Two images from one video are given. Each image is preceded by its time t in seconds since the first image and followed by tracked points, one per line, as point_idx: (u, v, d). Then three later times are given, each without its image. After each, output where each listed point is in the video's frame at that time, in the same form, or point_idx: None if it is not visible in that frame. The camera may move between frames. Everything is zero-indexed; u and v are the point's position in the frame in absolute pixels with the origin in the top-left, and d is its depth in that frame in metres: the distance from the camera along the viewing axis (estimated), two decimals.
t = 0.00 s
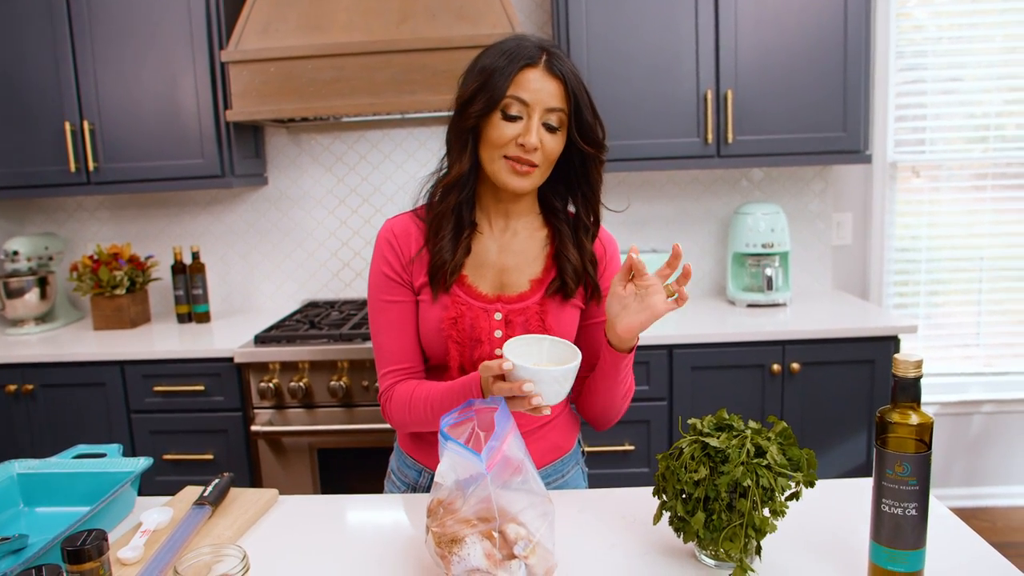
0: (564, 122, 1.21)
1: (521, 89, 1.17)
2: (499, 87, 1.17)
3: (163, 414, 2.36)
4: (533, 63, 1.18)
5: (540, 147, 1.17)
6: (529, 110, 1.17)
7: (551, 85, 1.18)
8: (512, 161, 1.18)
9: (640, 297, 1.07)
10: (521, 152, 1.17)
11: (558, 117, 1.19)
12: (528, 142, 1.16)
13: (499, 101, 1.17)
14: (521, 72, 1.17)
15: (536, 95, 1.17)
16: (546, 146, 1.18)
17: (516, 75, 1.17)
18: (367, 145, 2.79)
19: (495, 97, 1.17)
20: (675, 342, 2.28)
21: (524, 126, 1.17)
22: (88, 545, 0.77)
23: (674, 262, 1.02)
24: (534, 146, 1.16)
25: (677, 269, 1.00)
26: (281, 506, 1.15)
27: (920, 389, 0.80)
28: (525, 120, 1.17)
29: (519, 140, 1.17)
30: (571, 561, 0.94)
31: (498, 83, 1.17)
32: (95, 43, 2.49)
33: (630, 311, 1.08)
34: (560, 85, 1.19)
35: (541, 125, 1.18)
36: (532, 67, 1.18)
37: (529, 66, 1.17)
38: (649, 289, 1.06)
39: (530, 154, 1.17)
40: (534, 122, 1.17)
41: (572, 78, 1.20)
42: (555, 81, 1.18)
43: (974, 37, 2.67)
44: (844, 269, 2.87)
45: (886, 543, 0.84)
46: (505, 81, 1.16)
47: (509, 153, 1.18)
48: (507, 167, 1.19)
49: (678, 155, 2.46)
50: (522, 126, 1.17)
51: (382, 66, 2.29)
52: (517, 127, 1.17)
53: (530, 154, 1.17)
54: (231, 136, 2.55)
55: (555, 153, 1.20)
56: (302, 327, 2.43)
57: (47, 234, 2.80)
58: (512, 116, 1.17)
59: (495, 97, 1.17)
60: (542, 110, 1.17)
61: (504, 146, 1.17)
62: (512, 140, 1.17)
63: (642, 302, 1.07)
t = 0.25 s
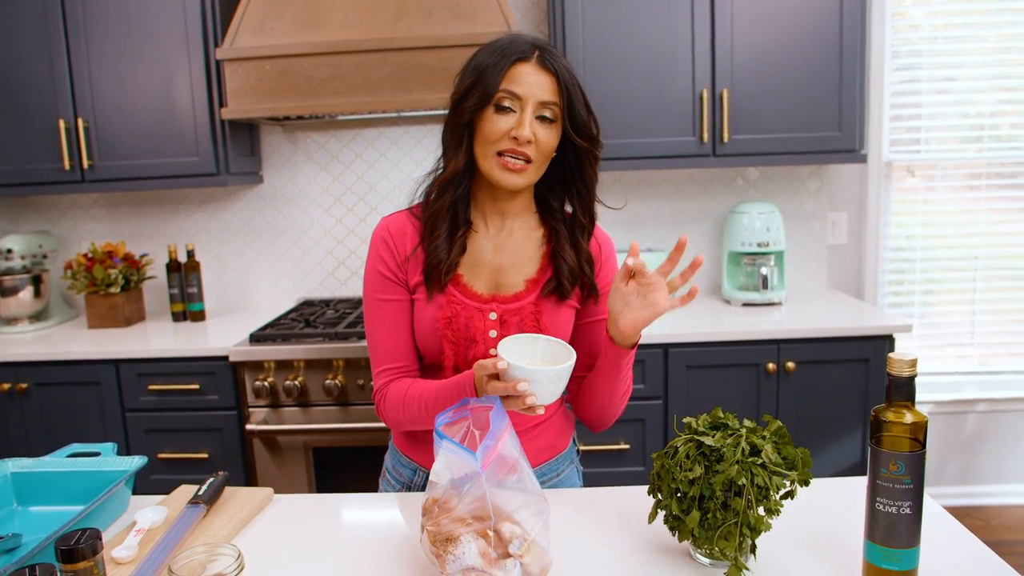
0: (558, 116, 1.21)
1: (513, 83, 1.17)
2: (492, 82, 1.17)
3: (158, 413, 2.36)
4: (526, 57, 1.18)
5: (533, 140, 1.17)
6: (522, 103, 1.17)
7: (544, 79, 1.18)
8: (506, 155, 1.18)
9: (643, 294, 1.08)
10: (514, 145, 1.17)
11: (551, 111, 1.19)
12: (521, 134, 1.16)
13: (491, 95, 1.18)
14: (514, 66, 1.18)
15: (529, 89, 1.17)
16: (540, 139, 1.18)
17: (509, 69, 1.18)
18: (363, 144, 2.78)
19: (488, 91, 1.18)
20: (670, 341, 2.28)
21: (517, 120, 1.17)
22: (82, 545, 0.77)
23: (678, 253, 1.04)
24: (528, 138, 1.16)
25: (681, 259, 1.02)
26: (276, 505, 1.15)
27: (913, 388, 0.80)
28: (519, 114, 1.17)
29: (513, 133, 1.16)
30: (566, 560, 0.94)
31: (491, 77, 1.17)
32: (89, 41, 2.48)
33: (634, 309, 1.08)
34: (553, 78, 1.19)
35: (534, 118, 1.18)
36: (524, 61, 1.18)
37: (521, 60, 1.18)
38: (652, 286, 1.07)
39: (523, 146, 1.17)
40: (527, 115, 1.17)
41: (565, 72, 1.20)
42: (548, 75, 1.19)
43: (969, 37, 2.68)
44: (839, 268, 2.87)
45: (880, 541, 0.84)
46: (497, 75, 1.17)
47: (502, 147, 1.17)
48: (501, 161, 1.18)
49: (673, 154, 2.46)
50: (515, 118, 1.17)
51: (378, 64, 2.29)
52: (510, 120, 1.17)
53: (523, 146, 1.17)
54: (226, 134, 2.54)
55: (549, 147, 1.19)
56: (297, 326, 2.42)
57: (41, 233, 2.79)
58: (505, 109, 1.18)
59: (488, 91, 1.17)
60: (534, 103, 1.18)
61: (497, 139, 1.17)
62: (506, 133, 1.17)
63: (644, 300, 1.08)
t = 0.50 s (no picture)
0: (552, 111, 1.21)
1: (506, 78, 1.18)
2: (485, 78, 1.18)
3: (158, 414, 2.36)
4: (518, 54, 1.19)
5: (527, 133, 1.17)
6: (514, 98, 1.18)
7: (537, 74, 1.18)
8: (500, 150, 1.17)
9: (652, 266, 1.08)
10: (508, 138, 1.16)
11: (545, 105, 1.19)
12: (514, 128, 1.16)
13: (485, 92, 1.18)
14: (506, 63, 1.18)
15: (522, 84, 1.18)
16: (535, 134, 1.18)
17: (501, 66, 1.18)
18: (362, 145, 2.78)
19: (481, 87, 1.18)
20: (670, 342, 2.28)
21: (510, 113, 1.17)
22: (82, 546, 0.77)
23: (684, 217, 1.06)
24: (521, 131, 1.16)
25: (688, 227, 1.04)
26: (276, 506, 1.15)
27: (913, 389, 0.80)
28: (512, 108, 1.18)
29: (506, 127, 1.16)
30: (566, 561, 0.94)
31: (484, 74, 1.18)
32: (88, 43, 2.48)
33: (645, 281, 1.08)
34: (546, 74, 1.19)
35: (528, 113, 1.18)
36: (517, 58, 1.19)
37: (514, 56, 1.18)
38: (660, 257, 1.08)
39: (517, 140, 1.16)
40: (520, 109, 1.17)
41: (558, 68, 1.21)
42: (540, 70, 1.19)
43: (967, 38, 2.68)
44: (838, 269, 2.87)
45: (880, 542, 0.84)
46: (490, 72, 1.18)
47: (496, 141, 1.17)
48: (496, 158, 1.18)
49: (672, 156, 2.46)
50: (508, 113, 1.17)
51: (377, 66, 2.29)
52: (503, 114, 1.17)
53: (517, 140, 1.16)
54: (225, 135, 2.55)
55: (544, 142, 1.19)
56: (297, 328, 2.42)
57: (41, 234, 2.79)
58: (499, 105, 1.18)
59: (481, 88, 1.18)
60: (527, 98, 1.18)
61: (491, 134, 1.17)
62: (499, 127, 1.17)
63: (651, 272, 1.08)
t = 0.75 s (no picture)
0: (555, 114, 1.21)
1: (508, 81, 1.18)
2: (487, 82, 1.18)
3: (163, 418, 2.36)
4: (520, 57, 1.20)
5: (529, 135, 1.17)
6: (517, 100, 1.18)
7: (540, 77, 1.19)
8: (503, 153, 1.18)
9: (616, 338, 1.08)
10: (510, 141, 1.17)
11: (548, 108, 1.20)
12: (516, 130, 1.16)
13: (487, 95, 1.19)
14: (509, 66, 1.19)
15: (524, 87, 1.18)
16: (537, 136, 1.18)
17: (504, 69, 1.19)
18: (366, 149, 2.79)
19: (484, 90, 1.19)
20: (674, 345, 2.28)
21: (512, 116, 1.18)
22: (90, 549, 0.77)
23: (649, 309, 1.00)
24: (523, 134, 1.16)
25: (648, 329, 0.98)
26: (282, 510, 1.15)
27: (919, 392, 0.80)
28: (514, 111, 1.18)
29: (508, 129, 1.17)
30: (572, 565, 0.94)
31: (486, 77, 1.19)
32: (95, 48, 2.50)
33: (605, 349, 1.10)
34: (548, 76, 1.20)
35: (530, 115, 1.18)
36: (519, 61, 1.19)
37: (516, 59, 1.19)
38: (623, 334, 1.06)
39: (519, 142, 1.17)
40: (523, 112, 1.17)
41: (560, 71, 1.21)
42: (543, 73, 1.19)
43: (971, 40, 2.68)
44: (843, 271, 2.87)
45: (886, 545, 0.84)
46: (492, 75, 1.18)
47: (498, 144, 1.17)
48: (498, 160, 1.18)
49: (676, 159, 2.46)
50: (510, 116, 1.18)
51: (382, 69, 2.30)
52: (506, 117, 1.18)
53: (519, 142, 1.17)
54: (230, 139, 2.56)
55: (548, 144, 1.19)
56: (301, 331, 2.43)
57: (47, 238, 2.80)
58: (502, 108, 1.18)
59: (484, 91, 1.19)
60: (530, 100, 1.18)
61: (494, 137, 1.18)
62: (502, 130, 1.17)
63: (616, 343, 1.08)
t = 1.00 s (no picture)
0: (560, 115, 1.21)
1: (512, 83, 1.18)
2: (491, 84, 1.19)
3: (168, 417, 2.37)
4: (524, 58, 1.20)
5: (534, 137, 1.17)
6: (521, 102, 1.18)
7: (544, 78, 1.19)
8: (508, 154, 1.18)
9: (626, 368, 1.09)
10: (516, 143, 1.17)
11: (552, 109, 1.20)
12: (521, 131, 1.16)
13: (492, 97, 1.19)
14: (512, 67, 1.19)
15: (528, 88, 1.18)
16: (542, 137, 1.18)
17: (508, 70, 1.19)
18: (371, 149, 2.80)
19: (489, 92, 1.19)
20: (679, 346, 2.28)
21: (517, 118, 1.18)
22: (94, 548, 0.78)
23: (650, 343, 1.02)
24: (528, 135, 1.16)
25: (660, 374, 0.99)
26: (286, 510, 1.15)
27: (925, 393, 0.80)
28: (519, 112, 1.18)
29: (513, 131, 1.17)
30: (576, 565, 0.94)
31: (490, 79, 1.19)
32: (101, 49, 2.50)
33: (608, 381, 1.12)
34: (552, 77, 1.20)
35: (535, 116, 1.18)
36: (523, 62, 1.19)
37: (520, 60, 1.19)
38: (631, 366, 1.09)
39: (524, 144, 1.17)
40: (527, 113, 1.18)
41: (565, 71, 1.21)
42: (547, 74, 1.19)
43: (978, 41, 2.67)
44: (848, 273, 2.86)
45: (891, 547, 0.84)
46: (496, 77, 1.19)
47: (503, 145, 1.17)
48: (504, 161, 1.18)
49: (681, 159, 2.46)
50: (515, 118, 1.18)
51: (387, 70, 2.30)
52: (510, 119, 1.18)
53: (524, 144, 1.17)
54: (235, 139, 2.56)
55: (552, 146, 1.19)
56: (306, 331, 2.43)
57: (53, 238, 2.81)
58: (506, 109, 1.19)
59: (488, 93, 1.19)
60: (534, 101, 1.18)
61: (499, 139, 1.18)
62: (507, 132, 1.17)
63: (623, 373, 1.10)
